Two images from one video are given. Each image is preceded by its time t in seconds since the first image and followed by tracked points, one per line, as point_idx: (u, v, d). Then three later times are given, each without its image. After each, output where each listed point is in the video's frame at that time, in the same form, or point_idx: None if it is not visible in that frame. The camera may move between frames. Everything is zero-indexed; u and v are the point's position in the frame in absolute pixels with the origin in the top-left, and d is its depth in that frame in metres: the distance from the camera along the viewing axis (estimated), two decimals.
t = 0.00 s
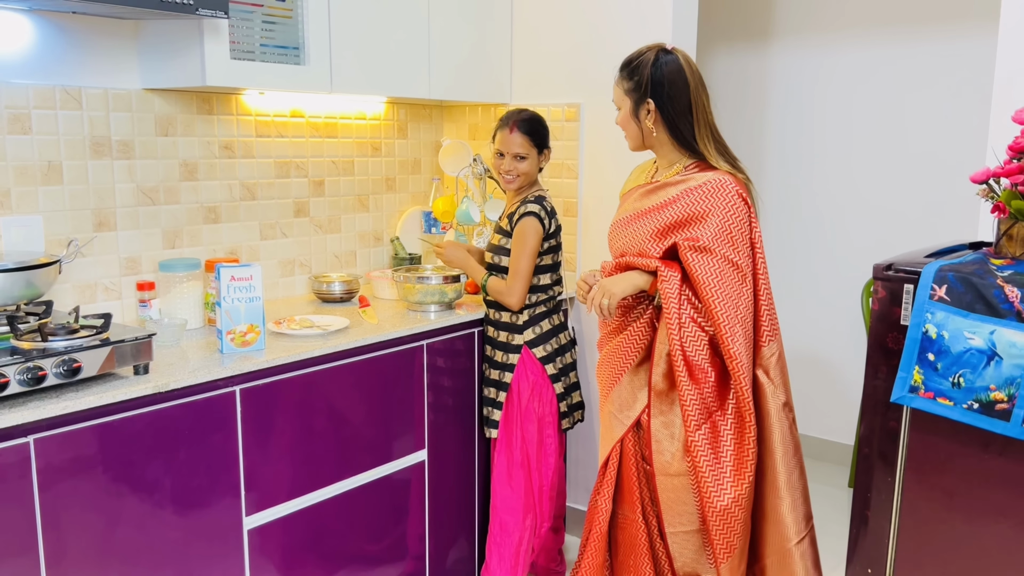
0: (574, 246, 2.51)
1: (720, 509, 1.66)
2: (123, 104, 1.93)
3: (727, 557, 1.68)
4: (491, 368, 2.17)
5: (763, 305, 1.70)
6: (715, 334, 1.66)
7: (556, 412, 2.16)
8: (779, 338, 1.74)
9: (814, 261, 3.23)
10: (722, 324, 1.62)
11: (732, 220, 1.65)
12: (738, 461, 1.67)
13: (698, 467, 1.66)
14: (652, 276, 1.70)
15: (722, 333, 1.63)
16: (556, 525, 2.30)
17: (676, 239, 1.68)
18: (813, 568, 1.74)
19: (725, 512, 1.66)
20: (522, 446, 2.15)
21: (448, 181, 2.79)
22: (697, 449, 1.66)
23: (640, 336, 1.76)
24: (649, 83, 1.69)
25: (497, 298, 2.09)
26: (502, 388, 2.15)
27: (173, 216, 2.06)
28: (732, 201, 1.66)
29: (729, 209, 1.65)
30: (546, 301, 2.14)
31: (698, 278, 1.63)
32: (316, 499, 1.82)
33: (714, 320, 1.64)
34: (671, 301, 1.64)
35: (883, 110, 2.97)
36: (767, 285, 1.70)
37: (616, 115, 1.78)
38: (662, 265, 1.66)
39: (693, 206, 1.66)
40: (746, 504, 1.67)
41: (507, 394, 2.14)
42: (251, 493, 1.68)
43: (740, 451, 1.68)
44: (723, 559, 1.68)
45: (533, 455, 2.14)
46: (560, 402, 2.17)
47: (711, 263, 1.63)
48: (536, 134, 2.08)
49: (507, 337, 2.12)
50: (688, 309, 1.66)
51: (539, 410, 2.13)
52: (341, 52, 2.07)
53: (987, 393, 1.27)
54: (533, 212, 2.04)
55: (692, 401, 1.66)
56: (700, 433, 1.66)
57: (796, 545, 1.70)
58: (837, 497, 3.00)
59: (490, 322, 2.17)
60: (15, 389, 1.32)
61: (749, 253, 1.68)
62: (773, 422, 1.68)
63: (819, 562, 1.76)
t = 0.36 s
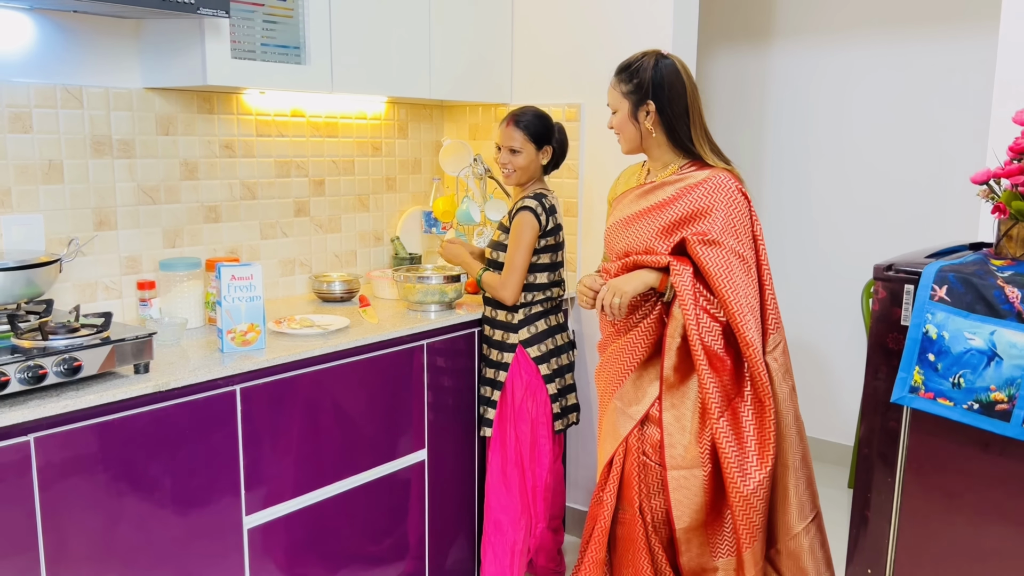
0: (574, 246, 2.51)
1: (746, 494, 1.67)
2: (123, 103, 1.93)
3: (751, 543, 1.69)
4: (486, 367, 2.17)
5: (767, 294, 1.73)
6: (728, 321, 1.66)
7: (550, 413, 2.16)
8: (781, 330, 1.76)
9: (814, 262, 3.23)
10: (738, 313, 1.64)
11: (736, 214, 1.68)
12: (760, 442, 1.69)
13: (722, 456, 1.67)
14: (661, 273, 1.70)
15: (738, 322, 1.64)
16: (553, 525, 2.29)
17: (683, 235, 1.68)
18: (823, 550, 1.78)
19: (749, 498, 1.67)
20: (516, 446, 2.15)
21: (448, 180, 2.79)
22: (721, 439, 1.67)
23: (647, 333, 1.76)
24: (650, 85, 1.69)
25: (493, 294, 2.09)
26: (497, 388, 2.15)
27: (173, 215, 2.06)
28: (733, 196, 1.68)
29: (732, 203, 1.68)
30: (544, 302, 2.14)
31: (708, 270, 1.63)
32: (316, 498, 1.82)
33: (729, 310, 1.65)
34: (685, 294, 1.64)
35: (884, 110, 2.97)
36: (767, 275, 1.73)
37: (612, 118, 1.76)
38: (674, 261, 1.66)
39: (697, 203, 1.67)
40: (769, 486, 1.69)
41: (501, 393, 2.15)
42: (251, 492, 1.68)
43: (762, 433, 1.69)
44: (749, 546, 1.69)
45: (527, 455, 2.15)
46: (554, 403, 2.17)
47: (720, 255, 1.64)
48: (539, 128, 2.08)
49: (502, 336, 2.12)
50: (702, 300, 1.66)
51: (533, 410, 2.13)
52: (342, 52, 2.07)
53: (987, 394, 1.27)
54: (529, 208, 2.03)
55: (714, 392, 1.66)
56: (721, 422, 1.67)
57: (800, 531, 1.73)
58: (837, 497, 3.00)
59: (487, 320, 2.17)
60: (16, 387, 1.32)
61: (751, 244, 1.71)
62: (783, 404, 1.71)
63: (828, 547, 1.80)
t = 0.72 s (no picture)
0: (574, 247, 2.51)
1: (772, 480, 1.67)
2: (123, 103, 1.93)
3: (771, 531, 1.69)
4: (487, 368, 2.17)
5: (773, 291, 1.75)
6: (744, 317, 1.67)
7: (550, 413, 2.15)
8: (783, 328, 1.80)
9: (814, 263, 3.23)
10: (755, 308, 1.65)
11: (742, 213, 1.70)
12: (780, 431, 1.70)
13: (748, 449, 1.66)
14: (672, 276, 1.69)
15: (756, 317, 1.65)
16: (553, 526, 2.27)
17: (693, 234, 1.68)
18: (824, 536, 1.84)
19: (772, 485, 1.67)
20: (516, 446, 2.16)
21: (448, 181, 2.79)
22: (746, 435, 1.66)
23: (654, 334, 1.75)
24: (677, 79, 1.73)
25: (491, 294, 2.08)
26: (497, 388, 2.15)
27: (173, 215, 2.06)
28: (737, 196, 1.70)
29: (737, 203, 1.70)
30: (545, 303, 2.14)
31: (723, 268, 1.64)
32: (315, 498, 1.82)
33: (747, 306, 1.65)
34: (703, 293, 1.64)
35: (884, 112, 2.97)
36: (773, 275, 1.76)
37: (634, 109, 1.73)
38: (691, 261, 1.66)
39: (705, 203, 1.68)
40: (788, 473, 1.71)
41: (502, 393, 2.15)
42: (251, 492, 1.69)
43: (781, 425, 1.71)
44: (770, 533, 1.69)
45: (526, 455, 2.15)
46: (554, 404, 2.17)
47: (734, 254, 1.65)
48: (545, 130, 2.08)
49: (505, 336, 2.12)
50: (719, 298, 1.66)
51: (533, 411, 2.13)
52: (342, 52, 2.07)
53: (986, 395, 1.27)
54: (528, 208, 2.03)
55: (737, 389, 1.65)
56: (745, 418, 1.65)
57: (811, 511, 1.80)
58: (836, 499, 3.00)
59: (488, 321, 2.17)
60: (15, 387, 1.32)
61: (756, 243, 1.74)
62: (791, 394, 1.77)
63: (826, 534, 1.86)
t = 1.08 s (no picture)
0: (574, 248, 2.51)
1: (788, 470, 1.69)
2: (124, 103, 1.93)
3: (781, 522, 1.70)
4: (486, 369, 2.18)
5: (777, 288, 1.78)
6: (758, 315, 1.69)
7: (550, 414, 2.15)
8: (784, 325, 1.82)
9: (813, 264, 3.23)
10: (767, 304, 1.67)
11: (750, 213, 1.72)
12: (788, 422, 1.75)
13: (766, 443, 1.67)
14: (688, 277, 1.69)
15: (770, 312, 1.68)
16: (553, 527, 2.24)
17: (705, 234, 1.69)
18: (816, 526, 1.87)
19: (785, 475, 1.69)
20: (516, 446, 2.15)
21: (448, 182, 2.79)
22: (766, 430, 1.66)
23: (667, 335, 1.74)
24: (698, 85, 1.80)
25: (493, 295, 2.09)
26: (496, 389, 2.15)
27: (173, 215, 2.06)
28: (744, 195, 1.72)
29: (745, 202, 1.71)
30: (544, 304, 2.14)
31: (739, 266, 1.66)
32: (315, 498, 1.82)
33: (761, 303, 1.67)
34: (722, 292, 1.65)
35: (884, 113, 2.97)
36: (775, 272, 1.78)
37: (669, 107, 1.75)
38: (707, 262, 1.67)
39: (716, 203, 1.68)
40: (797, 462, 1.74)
41: (501, 393, 2.15)
42: (250, 492, 1.69)
43: (791, 417, 1.76)
44: (780, 523, 1.69)
45: (526, 456, 2.14)
46: (554, 405, 2.17)
47: (748, 252, 1.67)
48: (542, 130, 2.09)
49: (504, 338, 2.12)
50: (736, 297, 1.67)
51: (533, 412, 2.13)
52: (342, 53, 2.07)
53: (985, 397, 1.27)
54: (526, 209, 2.03)
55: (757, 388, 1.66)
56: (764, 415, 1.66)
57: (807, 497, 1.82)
58: (835, 500, 3.00)
59: (488, 322, 2.17)
60: (16, 386, 1.32)
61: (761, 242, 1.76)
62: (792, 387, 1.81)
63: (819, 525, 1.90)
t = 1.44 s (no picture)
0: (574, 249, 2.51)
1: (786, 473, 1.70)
2: (125, 103, 1.93)
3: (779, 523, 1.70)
4: (487, 369, 2.18)
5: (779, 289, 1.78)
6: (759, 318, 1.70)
7: (550, 414, 2.15)
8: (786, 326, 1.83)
9: (813, 265, 3.24)
10: (768, 305, 1.68)
11: (750, 213, 1.72)
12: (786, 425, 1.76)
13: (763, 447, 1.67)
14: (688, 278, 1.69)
15: (771, 314, 1.68)
16: (553, 527, 2.25)
17: (706, 235, 1.69)
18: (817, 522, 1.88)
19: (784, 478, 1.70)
20: (517, 446, 2.16)
21: (448, 182, 2.80)
22: (765, 435, 1.66)
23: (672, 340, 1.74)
24: (709, 91, 1.80)
25: (495, 295, 2.09)
26: (497, 389, 2.16)
27: (174, 215, 2.06)
28: (745, 196, 1.72)
29: (745, 203, 1.72)
30: (545, 305, 2.15)
31: (741, 269, 1.66)
32: (316, 497, 1.83)
33: (761, 305, 1.68)
34: (723, 295, 1.65)
35: (884, 114, 2.98)
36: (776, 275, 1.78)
37: (671, 106, 1.75)
38: (707, 264, 1.67)
39: (717, 203, 1.69)
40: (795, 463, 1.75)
41: (501, 394, 2.16)
42: (251, 491, 1.69)
43: (789, 420, 1.77)
44: (779, 523, 1.70)
45: (527, 456, 2.15)
46: (555, 405, 2.17)
47: (749, 254, 1.67)
48: (542, 131, 2.09)
49: (504, 338, 2.13)
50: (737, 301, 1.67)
51: (534, 412, 2.13)
52: (343, 53, 2.07)
53: (985, 398, 1.27)
54: (529, 208, 2.03)
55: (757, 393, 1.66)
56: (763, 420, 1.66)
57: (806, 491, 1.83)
58: (835, 501, 3.01)
59: (488, 322, 2.17)
60: (17, 386, 1.32)
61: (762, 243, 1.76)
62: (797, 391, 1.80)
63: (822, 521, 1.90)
